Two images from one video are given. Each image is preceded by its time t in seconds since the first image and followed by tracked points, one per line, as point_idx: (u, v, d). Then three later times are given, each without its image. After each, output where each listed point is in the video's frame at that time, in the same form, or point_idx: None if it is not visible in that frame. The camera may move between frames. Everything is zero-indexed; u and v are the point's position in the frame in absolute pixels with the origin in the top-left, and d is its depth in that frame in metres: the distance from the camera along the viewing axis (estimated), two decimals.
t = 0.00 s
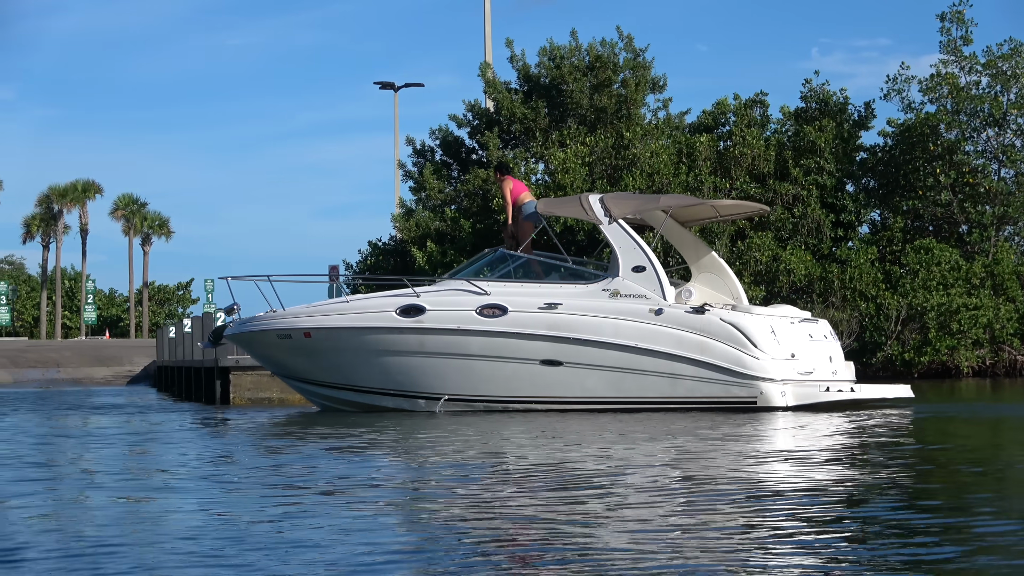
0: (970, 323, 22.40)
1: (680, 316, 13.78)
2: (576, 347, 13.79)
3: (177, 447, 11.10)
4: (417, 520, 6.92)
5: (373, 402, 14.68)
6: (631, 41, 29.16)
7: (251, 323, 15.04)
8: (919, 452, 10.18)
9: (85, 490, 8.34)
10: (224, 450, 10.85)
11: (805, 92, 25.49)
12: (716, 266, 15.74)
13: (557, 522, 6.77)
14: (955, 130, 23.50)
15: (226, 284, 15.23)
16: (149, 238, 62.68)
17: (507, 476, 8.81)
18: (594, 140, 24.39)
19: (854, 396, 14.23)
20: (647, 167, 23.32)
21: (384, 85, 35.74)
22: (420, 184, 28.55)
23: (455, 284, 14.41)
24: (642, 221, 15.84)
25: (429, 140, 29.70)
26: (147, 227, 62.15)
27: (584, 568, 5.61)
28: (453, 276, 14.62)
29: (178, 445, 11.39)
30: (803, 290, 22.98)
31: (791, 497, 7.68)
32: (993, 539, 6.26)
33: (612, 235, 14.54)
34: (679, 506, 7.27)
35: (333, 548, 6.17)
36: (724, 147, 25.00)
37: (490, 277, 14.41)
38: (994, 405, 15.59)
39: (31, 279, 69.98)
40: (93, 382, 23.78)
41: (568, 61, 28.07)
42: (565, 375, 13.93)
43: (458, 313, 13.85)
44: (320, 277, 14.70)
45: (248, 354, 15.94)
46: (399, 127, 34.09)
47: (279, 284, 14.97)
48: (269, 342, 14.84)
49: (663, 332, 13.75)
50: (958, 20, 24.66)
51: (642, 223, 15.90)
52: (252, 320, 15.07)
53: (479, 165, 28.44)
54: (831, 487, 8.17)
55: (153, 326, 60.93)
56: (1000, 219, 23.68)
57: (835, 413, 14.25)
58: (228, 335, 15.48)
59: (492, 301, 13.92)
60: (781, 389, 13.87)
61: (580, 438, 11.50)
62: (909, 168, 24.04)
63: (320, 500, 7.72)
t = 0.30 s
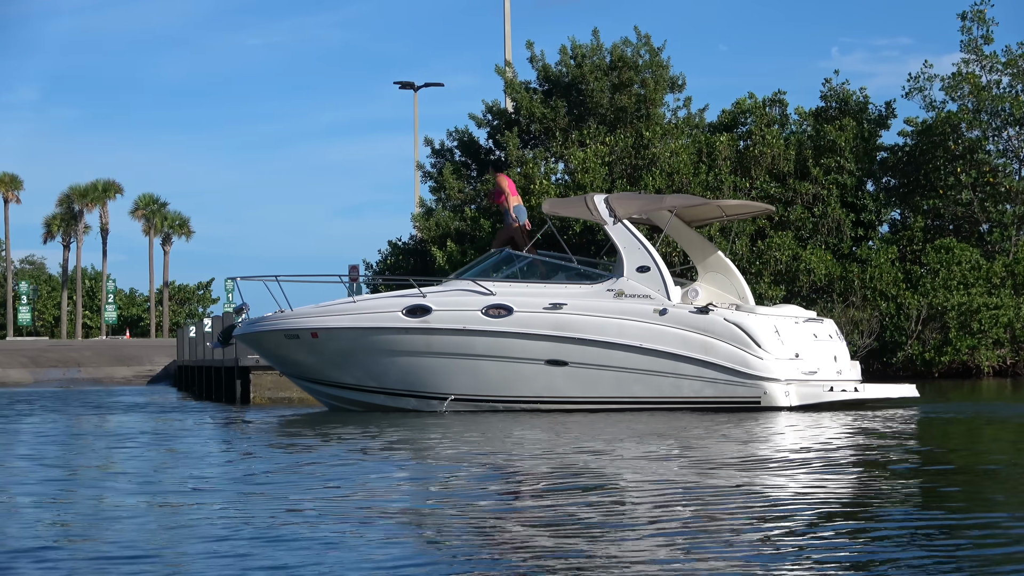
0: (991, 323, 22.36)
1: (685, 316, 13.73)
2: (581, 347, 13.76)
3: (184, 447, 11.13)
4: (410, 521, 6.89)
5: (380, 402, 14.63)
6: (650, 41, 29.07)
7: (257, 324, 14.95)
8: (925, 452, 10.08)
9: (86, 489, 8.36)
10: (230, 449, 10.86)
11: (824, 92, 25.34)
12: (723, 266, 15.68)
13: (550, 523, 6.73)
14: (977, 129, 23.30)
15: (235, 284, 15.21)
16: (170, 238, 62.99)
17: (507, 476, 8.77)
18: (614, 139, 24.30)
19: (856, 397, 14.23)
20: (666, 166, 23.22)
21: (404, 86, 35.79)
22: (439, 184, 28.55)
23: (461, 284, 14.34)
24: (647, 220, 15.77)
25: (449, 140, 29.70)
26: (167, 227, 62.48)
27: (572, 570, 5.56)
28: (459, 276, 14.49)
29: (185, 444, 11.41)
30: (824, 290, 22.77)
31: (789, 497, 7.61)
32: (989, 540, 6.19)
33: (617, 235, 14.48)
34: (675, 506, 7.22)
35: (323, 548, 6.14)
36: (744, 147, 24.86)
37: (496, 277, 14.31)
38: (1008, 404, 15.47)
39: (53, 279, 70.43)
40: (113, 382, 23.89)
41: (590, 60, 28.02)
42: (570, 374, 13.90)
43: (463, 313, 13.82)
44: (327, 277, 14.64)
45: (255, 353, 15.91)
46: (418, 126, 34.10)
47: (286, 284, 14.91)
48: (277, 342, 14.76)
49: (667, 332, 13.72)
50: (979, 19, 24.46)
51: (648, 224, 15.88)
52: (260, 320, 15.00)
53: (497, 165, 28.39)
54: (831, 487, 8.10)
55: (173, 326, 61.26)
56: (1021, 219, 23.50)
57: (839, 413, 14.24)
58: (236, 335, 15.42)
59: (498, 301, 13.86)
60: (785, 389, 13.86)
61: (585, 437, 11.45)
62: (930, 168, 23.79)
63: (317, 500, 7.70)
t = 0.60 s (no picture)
0: (1010, 322, 22.24)
1: (688, 315, 13.74)
2: (585, 347, 13.74)
3: (191, 446, 11.16)
4: (404, 521, 6.89)
5: (385, 402, 14.61)
6: (668, 41, 28.98)
7: (263, 325, 14.94)
8: (928, 452, 10.04)
9: (88, 488, 8.37)
10: (235, 449, 10.89)
11: (843, 91, 25.18)
12: (729, 266, 15.64)
13: (546, 523, 6.72)
14: (997, 127, 23.09)
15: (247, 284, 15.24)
16: (188, 237, 63.25)
17: (506, 475, 8.76)
18: (633, 138, 24.21)
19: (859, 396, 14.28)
20: (685, 166, 23.13)
21: (422, 86, 35.80)
22: (458, 183, 28.54)
23: (466, 284, 14.30)
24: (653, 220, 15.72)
25: (465, 142, 29.67)
26: (186, 226, 62.72)
27: (562, 571, 5.54)
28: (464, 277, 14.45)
29: (192, 443, 11.44)
30: (842, 289, 22.59)
31: (784, 497, 7.59)
32: (981, 541, 6.15)
33: (621, 235, 14.40)
34: (669, 507, 7.20)
35: (315, 549, 6.14)
36: (762, 146, 24.70)
37: (501, 277, 14.27)
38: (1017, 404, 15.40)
39: (72, 278, 70.82)
40: (132, 382, 23.99)
41: (611, 59, 27.94)
42: (575, 375, 13.87)
43: (469, 313, 13.79)
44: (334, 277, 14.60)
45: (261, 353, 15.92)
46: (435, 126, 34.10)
47: (294, 284, 14.79)
48: (283, 342, 14.76)
49: (671, 332, 13.72)
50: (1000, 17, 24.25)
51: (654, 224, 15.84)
52: (267, 320, 14.99)
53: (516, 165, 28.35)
54: (829, 486, 8.07)
55: (192, 326, 61.52)
56: None
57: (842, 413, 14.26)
58: (244, 335, 15.41)
59: (503, 301, 13.83)
60: (787, 389, 13.88)
61: (589, 437, 11.43)
62: (950, 167, 23.61)
63: (315, 500, 7.70)
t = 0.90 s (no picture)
0: None
1: (685, 315, 13.69)
2: (585, 347, 13.71)
3: (191, 445, 11.19)
4: (389, 521, 6.87)
5: (386, 401, 14.60)
6: (683, 40, 28.93)
7: (267, 324, 14.98)
8: (925, 454, 9.98)
9: (81, 486, 8.40)
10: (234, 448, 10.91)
11: (857, 90, 25.07)
12: (729, 265, 15.71)
13: (535, 524, 6.70)
14: (1013, 127, 22.86)
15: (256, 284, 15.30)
16: (203, 237, 63.44)
17: (498, 476, 8.75)
18: (647, 138, 24.14)
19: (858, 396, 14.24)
20: (699, 165, 23.06)
21: (437, 85, 35.82)
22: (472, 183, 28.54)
23: (467, 284, 14.32)
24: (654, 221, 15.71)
25: (478, 142, 29.66)
26: (201, 226, 62.93)
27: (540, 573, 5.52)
28: (464, 277, 14.50)
29: (191, 441, 11.48)
30: (857, 289, 22.49)
31: (773, 498, 7.55)
32: (966, 543, 6.10)
33: (620, 235, 14.42)
34: (656, 509, 7.17)
35: (297, 550, 6.13)
36: (777, 146, 24.60)
37: (501, 278, 14.28)
38: None
39: (87, 278, 71.12)
40: (147, 382, 24.10)
41: (626, 59, 27.88)
42: (574, 375, 13.84)
43: (469, 313, 13.78)
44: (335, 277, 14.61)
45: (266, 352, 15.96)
46: (449, 126, 34.10)
47: (297, 283, 14.73)
48: (286, 342, 14.81)
49: (669, 332, 13.68)
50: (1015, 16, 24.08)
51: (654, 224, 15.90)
52: (271, 320, 15.04)
53: (530, 165, 28.34)
54: (821, 488, 8.02)
55: (207, 325, 61.72)
56: None
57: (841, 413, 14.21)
58: (249, 335, 15.47)
59: (503, 301, 13.82)
60: (785, 389, 13.80)
61: (586, 437, 11.40)
62: (964, 167, 23.51)
63: (304, 500, 7.70)
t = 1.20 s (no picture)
0: None
1: (682, 314, 13.69)
2: (582, 346, 13.70)
3: (189, 443, 11.21)
4: (373, 520, 6.86)
5: (385, 400, 14.58)
6: (693, 39, 28.86)
7: (268, 322, 14.92)
8: (919, 454, 9.96)
9: (73, 485, 8.41)
10: (231, 447, 10.94)
11: (868, 89, 24.97)
12: (728, 265, 15.73)
13: (527, 524, 6.69)
14: None
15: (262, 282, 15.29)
16: (215, 236, 63.58)
17: (488, 475, 8.73)
18: (659, 137, 24.07)
19: (854, 395, 14.25)
20: (711, 164, 22.97)
21: (448, 83, 35.83)
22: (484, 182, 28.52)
23: (465, 284, 14.31)
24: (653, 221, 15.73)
25: (491, 140, 29.60)
26: (213, 225, 63.07)
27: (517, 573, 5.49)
28: (464, 276, 14.52)
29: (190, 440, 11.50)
30: (869, 288, 22.42)
31: (760, 498, 7.53)
32: (950, 545, 6.08)
33: (618, 235, 14.46)
34: (640, 509, 7.15)
35: (278, 549, 6.13)
36: (788, 145, 24.50)
37: (500, 277, 14.27)
38: None
39: (99, 276, 71.36)
40: (158, 381, 24.14)
41: (637, 58, 27.82)
42: (572, 374, 13.84)
43: (467, 313, 13.74)
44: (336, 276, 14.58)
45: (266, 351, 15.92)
46: (461, 124, 34.04)
47: (297, 283, 14.68)
48: (286, 341, 14.76)
49: (667, 331, 13.68)
50: None
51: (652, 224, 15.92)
52: (270, 319, 14.97)
53: (542, 164, 28.30)
54: (817, 488, 8.01)
55: (219, 324, 61.82)
56: None
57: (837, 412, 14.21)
58: (249, 335, 15.42)
59: (501, 301, 13.80)
60: (781, 388, 13.81)
61: (582, 437, 11.39)
62: (977, 166, 23.38)
63: (292, 499, 7.69)
